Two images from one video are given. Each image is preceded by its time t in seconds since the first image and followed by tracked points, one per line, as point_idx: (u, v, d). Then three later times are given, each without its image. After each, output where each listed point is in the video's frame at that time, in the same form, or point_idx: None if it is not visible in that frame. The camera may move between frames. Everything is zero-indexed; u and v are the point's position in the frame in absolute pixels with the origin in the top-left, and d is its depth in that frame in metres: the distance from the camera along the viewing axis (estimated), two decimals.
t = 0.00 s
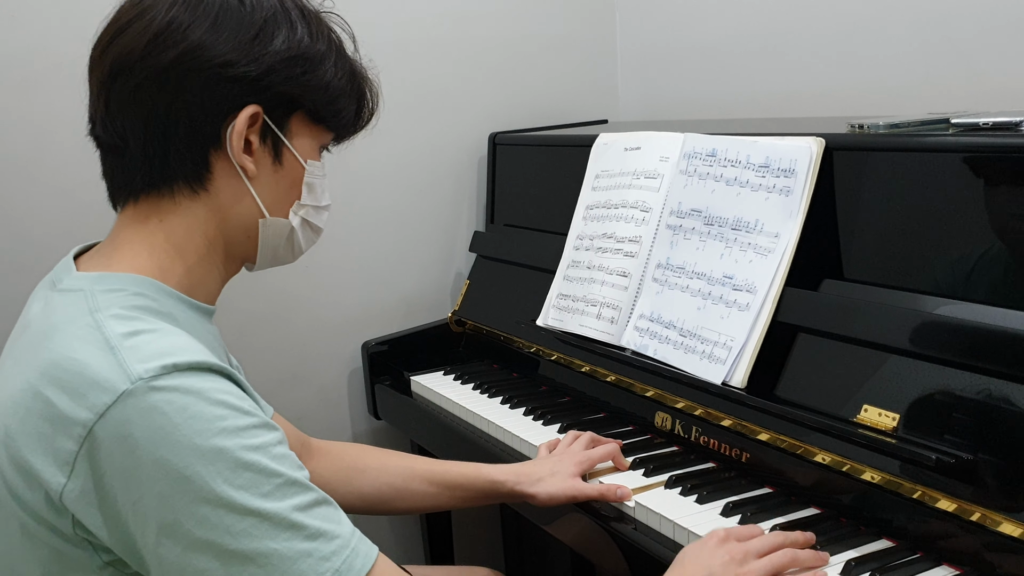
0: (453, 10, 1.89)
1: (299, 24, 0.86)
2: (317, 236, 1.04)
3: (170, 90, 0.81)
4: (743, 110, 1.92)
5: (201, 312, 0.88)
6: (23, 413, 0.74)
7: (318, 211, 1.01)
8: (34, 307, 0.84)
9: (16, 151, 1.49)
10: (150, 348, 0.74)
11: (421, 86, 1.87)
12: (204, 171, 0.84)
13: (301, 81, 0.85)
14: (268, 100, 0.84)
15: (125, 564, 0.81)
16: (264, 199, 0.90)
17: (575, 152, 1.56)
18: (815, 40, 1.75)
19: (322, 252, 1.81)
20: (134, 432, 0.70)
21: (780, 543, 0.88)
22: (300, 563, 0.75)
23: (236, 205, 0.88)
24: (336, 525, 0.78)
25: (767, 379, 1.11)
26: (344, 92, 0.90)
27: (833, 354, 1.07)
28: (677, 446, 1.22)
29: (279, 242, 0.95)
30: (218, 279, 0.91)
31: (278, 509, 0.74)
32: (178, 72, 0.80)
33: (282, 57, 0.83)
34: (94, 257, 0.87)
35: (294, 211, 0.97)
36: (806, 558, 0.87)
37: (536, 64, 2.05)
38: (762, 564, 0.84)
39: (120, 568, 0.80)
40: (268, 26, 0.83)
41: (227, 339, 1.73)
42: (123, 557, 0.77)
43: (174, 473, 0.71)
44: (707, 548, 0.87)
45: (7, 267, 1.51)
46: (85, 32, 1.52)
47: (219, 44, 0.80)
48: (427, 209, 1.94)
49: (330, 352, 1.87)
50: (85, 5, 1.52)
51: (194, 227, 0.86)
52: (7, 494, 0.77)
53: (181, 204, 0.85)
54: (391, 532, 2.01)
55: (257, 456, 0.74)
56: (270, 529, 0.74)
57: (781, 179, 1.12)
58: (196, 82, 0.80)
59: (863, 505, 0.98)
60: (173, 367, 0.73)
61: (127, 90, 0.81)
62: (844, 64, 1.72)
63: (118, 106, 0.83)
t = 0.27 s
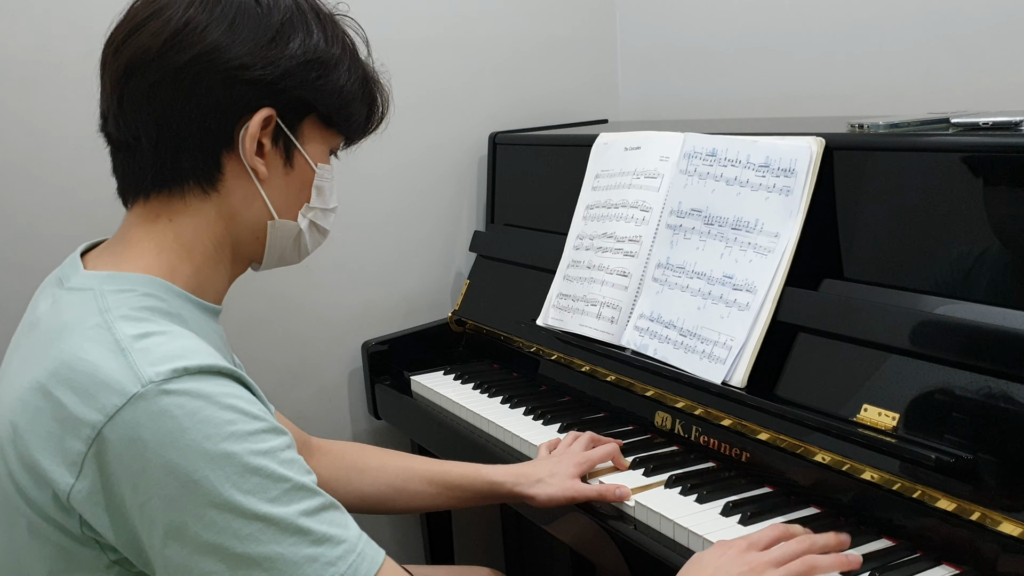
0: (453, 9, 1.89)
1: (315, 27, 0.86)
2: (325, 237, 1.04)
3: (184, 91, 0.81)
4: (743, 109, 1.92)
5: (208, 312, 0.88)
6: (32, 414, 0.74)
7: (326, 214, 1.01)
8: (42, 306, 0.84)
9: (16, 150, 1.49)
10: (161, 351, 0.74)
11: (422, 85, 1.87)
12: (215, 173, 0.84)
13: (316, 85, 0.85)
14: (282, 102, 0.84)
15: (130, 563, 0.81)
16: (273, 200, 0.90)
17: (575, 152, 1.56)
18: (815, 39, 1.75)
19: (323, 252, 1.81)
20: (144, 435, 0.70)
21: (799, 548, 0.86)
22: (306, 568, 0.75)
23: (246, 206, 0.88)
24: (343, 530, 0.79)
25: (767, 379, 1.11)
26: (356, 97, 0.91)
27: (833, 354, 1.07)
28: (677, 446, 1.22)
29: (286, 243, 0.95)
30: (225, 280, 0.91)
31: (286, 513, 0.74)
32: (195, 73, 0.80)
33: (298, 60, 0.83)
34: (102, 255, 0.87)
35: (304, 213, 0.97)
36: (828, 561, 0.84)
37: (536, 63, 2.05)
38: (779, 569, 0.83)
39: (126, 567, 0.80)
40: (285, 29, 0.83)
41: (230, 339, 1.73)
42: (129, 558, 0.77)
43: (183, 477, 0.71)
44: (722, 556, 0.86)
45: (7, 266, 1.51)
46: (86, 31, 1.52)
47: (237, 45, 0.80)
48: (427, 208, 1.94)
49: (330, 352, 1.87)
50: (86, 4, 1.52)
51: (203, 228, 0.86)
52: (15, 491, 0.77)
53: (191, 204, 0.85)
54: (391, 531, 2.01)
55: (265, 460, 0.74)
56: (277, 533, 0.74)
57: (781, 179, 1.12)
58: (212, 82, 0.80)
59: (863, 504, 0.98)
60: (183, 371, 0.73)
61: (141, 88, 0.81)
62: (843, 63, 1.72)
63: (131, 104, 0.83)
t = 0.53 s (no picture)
0: (453, 9, 1.89)
1: (314, 25, 0.86)
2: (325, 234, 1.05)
3: (181, 91, 0.80)
4: (743, 108, 1.92)
5: (210, 312, 0.88)
6: (36, 417, 0.74)
7: (324, 210, 1.01)
8: (42, 308, 0.85)
9: (16, 149, 1.49)
10: (162, 351, 0.74)
11: (421, 85, 1.87)
12: (215, 173, 0.84)
13: (315, 83, 0.85)
14: (281, 102, 0.84)
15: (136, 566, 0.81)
16: (273, 201, 0.90)
17: (575, 151, 1.57)
18: (815, 39, 1.75)
19: (322, 252, 1.81)
20: (148, 436, 0.70)
21: (806, 549, 0.87)
22: (315, 564, 0.75)
23: (246, 206, 0.88)
24: (351, 526, 0.79)
25: (767, 378, 1.12)
26: (355, 93, 0.91)
27: (833, 354, 1.07)
28: (677, 445, 1.22)
29: (286, 241, 0.95)
30: (227, 279, 0.92)
31: (293, 510, 0.74)
32: (194, 73, 0.80)
33: (297, 59, 0.83)
34: (102, 256, 0.87)
35: (303, 210, 0.97)
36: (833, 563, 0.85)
37: (536, 63, 2.05)
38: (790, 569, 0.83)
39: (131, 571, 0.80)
40: (285, 28, 0.83)
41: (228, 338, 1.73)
42: (135, 560, 0.77)
43: (188, 476, 0.71)
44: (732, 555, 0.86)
45: (7, 266, 1.51)
46: (86, 31, 1.52)
47: (238, 45, 0.80)
48: (427, 208, 1.95)
49: (330, 352, 1.87)
50: (85, 3, 1.52)
51: (204, 228, 0.86)
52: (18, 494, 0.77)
53: (190, 205, 0.85)
54: (391, 531, 2.01)
55: (271, 458, 0.74)
56: (285, 531, 0.74)
57: (782, 178, 1.12)
58: (212, 83, 0.80)
59: (863, 503, 0.98)
60: (185, 371, 0.73)
61: (138, 91, 0.81)
62: (843, 63, 1.72)
63: (128, 106, 0.82)
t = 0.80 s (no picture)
0: (453, 9, 1.89)
1: (306, 24, 0.85)
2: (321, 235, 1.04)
3: (164, 92, 0.80)
4: (743, 108, 1.92)
5: (204, 313, 0.88)
6: (30, 419, 0.74)
7: (320, 212, 1.01)
8: (36, 309, 0.85)
9: (16, 149, 1.49)
10: (155, 352, 0.74)
11: (421, 85, 1.87)
12: (202, 175, 0.84)
13: (304, 85, 0.84)
14: (267, 103, 0.84)
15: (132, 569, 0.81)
16: (264, 204, 0.90)
17: (575, 152, 1.57)
18: (815, 39, 1.75)
19: (322, 252, 1.81)
20: (142, 438, 0.71)
21: (801, 549, 0.87)
22: (313, 563, 0.75)
23: (238, 208, 0.88)
24: (348, 524, 0.79)
25: (767, 378, 1.12)
26: (350, 94, 0.89)
27: (832, 354, 1.07)
28: (677, 445, 1.23)
29: (280, 244, 0.95)
30: (221, 278, 0.92)
31: (289, 510, 0.74)
32: (178, 74, 0.80)
33: (285, 60, 0.82)
34: (96, 257, 0.87)
35: (294, 214, 0.97)
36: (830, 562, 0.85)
37: (536, 63, 2.05)
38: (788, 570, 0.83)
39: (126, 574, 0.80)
40: (273, 28, 0.82)
41: (226, 339, 1.73)
42: (131, 562, 0.77)
43: (183, 477, 0.71)
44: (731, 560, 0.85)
45: (7, 266, 1.51)
46: (85, 31, 1.53)
47: (223, 46, 0.79)
48: (427, 208, 1.95)
49: (330, 352, 1.87)
50: (86, 4, 1.52)
51: (195, 230, 0.86)
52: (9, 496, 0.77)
53: (181, 206, 0.85)
54: (391, 531, 2.01)
55: (266, 458, 0.74)
56: (282, 530, 0.74)
57: (781, 178, 1.12)
58: (197, 83, 0.80)
59: (862, 503, 0.98)
60: (178, 372, 0.73)
61: (125, 92, 0.81)
62: (843, 64, 1.72)
63: (116, 107, 0.83)
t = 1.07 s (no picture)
0: (452, 6, 1.89)
1: (296, 18, 0.84)
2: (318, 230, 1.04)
3: (154, 91, 0.80)
4: (742, 106, 1.92)
5: (201, 312, 0.88)
6: (27, 422, 0.74)
7: (317, 207, 0.99)
8: (32, 309, 0.84)
9: (13, 148, 1.49)
10: (151, 354, 0.74)
11: (420, 82, 1.87)
12: (197, 174, 0.84)
13: (297, 80, 0.84)
14: (261, 101, 0.83)
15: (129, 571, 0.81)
16: (260, 201, 0.89)
17: (574, 149, 1.56)
18: (814, 36, 1.75)
19: (320, 249, 1.81)
20: (139, 441, 0.70)
21: (800, 548, 0.86)
22: (312, 565, 0.75)
23: (233, 206, 0.87)
24: (347, 526, 0.78)
25: (766, 376, 1.11)
26: (344, 87, 0.89)
27: (832, 351, 1.07)
28: (676, 443, 1.22)
29: (276, 241, 0.95)
30: (218, 278, 0.91)
31: (288, 512, 0.74)
32: (169, 72, 0.79)
33: (277, 55, 0.81)
34: (92, 257, 0.87)
35: (292, 210, 0.96)
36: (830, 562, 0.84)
37: (535, 60, 2.04)
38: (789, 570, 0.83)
39: None
40: (262, 23, 0.82)
41: (225, 337, 1.73)
42: (129, 565, 0.77)
43: (180, 480, 0.71)
44: (732, 561, 0.85)
45: (5, 265, 1.51)
46: (81, 29, 1.52)
47: (213, 43, 0.79)
48: (425, 206, 1.94)
49: (329, 349, 1.87)
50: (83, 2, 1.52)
51: (190, 228, 0.86)
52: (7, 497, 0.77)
53: (175, 204, 0.85)
54: (391, 530, 2.01)
55: (264, 460, 0.74)
56: (280, 532, 0.74)
57: (781, 175, 1.12)
58: (187, 82, 0.80)
59: (863, 501, 0.98)
60: (175, 374, 0.72)
61: (116, 92, 0.81)
62: (843, 61, 1.71)
63: (107, 108, 0.83)
